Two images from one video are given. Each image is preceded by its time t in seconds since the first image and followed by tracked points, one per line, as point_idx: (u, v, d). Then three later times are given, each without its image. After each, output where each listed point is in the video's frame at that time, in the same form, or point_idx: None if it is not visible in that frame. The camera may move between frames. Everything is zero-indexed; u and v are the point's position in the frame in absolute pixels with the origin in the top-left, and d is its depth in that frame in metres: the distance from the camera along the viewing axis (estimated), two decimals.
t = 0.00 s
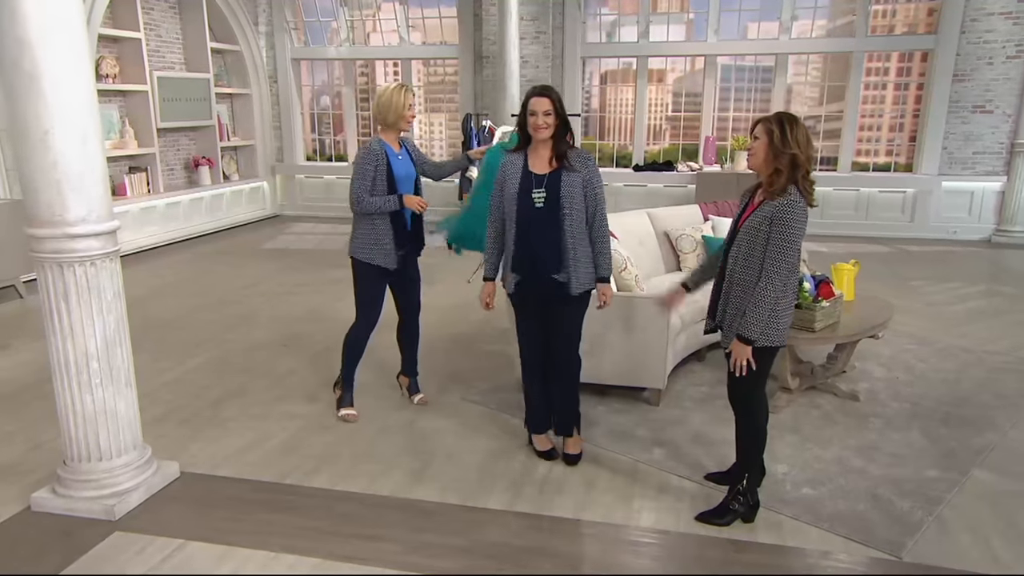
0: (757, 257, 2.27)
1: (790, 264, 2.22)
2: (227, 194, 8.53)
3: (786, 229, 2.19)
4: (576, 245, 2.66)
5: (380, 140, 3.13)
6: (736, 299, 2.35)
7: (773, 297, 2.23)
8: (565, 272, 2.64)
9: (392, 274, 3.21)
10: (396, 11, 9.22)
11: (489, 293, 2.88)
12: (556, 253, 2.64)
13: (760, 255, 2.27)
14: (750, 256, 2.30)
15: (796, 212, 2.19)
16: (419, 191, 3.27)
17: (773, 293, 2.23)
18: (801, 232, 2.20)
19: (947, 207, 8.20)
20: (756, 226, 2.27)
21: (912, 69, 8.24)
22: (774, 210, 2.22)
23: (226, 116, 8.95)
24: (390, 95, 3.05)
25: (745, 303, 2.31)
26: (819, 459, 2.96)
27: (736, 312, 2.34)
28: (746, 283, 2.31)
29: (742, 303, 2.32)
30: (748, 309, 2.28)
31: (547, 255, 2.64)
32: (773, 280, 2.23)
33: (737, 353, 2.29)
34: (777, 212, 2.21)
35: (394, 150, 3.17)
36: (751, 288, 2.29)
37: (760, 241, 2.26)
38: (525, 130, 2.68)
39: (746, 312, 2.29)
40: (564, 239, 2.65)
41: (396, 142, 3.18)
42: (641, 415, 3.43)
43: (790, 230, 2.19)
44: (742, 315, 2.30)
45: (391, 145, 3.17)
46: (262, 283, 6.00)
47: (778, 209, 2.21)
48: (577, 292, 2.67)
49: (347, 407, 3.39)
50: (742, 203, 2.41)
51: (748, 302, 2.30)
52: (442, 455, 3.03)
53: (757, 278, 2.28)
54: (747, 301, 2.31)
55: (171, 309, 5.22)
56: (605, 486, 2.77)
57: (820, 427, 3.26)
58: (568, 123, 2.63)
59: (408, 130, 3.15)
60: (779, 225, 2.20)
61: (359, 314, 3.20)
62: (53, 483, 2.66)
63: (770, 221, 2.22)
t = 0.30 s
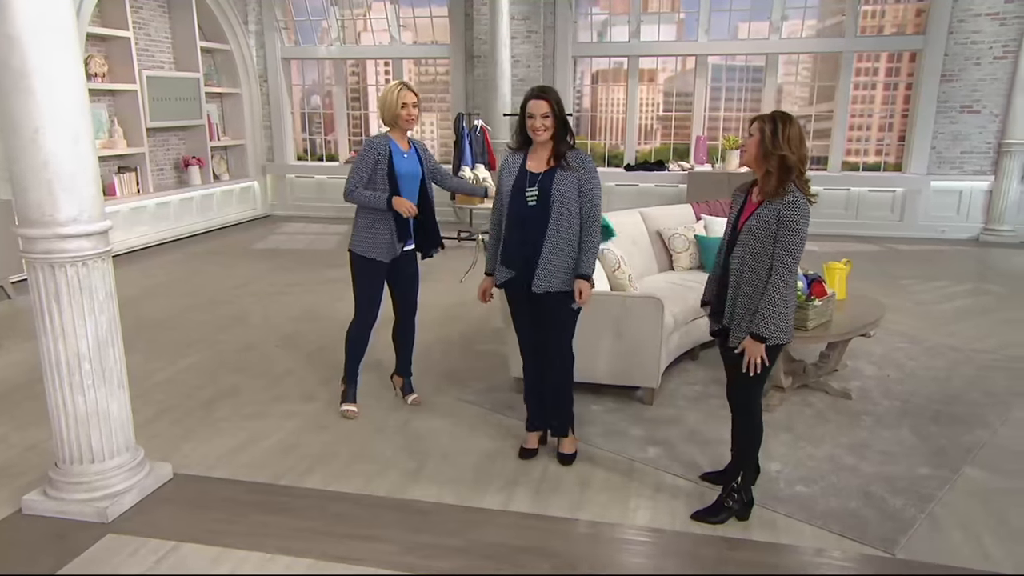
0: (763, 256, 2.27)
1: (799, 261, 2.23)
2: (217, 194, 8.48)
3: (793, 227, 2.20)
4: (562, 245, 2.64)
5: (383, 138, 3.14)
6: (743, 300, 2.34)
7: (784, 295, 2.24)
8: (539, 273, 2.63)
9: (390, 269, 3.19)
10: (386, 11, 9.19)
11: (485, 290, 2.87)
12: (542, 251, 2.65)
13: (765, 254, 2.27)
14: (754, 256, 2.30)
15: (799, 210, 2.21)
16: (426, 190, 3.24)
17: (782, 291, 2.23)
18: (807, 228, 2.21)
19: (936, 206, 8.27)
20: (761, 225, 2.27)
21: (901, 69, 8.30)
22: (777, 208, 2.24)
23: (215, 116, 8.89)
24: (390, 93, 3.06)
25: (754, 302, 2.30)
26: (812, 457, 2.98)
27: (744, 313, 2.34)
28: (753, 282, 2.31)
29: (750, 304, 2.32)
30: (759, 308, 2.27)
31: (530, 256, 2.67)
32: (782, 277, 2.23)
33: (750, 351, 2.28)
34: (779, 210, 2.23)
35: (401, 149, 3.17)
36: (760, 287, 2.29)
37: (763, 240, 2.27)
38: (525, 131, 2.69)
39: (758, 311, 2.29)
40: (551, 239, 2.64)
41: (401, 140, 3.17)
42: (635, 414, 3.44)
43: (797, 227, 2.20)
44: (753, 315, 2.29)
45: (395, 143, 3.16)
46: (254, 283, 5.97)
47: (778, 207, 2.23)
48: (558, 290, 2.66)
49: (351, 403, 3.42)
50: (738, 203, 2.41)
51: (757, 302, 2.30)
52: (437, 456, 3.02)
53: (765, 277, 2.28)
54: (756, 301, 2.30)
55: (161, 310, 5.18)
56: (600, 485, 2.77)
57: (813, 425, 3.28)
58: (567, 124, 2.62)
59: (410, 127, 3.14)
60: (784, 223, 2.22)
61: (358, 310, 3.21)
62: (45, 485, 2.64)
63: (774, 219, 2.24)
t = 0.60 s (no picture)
0: (776, 254, 2.26)
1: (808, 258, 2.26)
2: (206, 194, 8.42)
3: (805, 226, 2.22)
4: (554, 251, 2.64)
5: (374, 138, 3.14)
6: (753, 301, 2.31)
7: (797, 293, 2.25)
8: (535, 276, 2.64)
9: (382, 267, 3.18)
10: (375, 10, 9.17)
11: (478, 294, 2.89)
12: (534, 257, 2.65)
13: (777, 251, 2.26)
14: (765, 255, 2.28)
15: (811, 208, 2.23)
16: (419, 190, 3.22)
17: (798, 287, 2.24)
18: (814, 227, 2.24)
19: (922, 206, 8.35)
20: (770, 224, 2.26)
21: (887, 70, 8.36)
22: (787, 207, 2.24)
23: (203, 116, 8.82)
24: (380, 92, 3.06)
25: (767, 302, 2.28)
26: (803, 455, 3.00)
27: (757, 313, 2.30)
28: (765, 281, 2.29)
29: (763, 304, 2.29)
30: (774, 308, 2.26)
31: (521, 260, 2.66)
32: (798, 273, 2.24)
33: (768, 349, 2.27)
34: (790, 206, 2.23)
35: (392, 149, 3.16)
36: (772, 285, 2.28)
37: (775, 237, 2.25)
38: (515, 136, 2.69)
39: (775, 310, 2.27)
40: (543, 244, 2.64)
41: (393, 140, 3.16)
42: (627, 413, 3.45)
43: (808, 226, 2.22)
44: (771, 315, 2.27)
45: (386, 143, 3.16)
46: (243, 283, 5.93)
47: (789, 204, 2.24)
48: (550, 295, 2.65)
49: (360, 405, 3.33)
50: (735, 202, 2.38)
51: (772, 300, 2.27)
52: (429, 456, 3.02)
53: (779, 275, 2.27)
54: (769, 300, 2.28)
55: (150, 310, 5.14)
56: (593, 484, 2.77)
57: (803, 423, 3.30)
58: (556, 128, 2.63)
59: (402, 127, 3.13)
60: (797, 220, 2.22)
61: (353, 310, 3.19)
62: (33, 488, 2.61)
63: (786, 216, 2.23)
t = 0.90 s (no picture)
0: (781, 254, 2.30)
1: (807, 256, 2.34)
2: (194, 195, 8.37)
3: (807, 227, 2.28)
4: (548, 251, 2.67)
5: (351, 140, 3.12)
6: (760, 302, 2.32)
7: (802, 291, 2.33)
8: (533, 275, 2.66)
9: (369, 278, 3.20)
10: (364, 11, 9.16)
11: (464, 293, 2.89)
12: (529, 257, 2.67)
13: (781, 252, 2.30)
14: (769, 256, 2.30)
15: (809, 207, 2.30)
16: (399, 190, 3.22)
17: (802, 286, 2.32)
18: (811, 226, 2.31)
19: (907, 205, 8.46)
20: (775, 227, 2.29)
21: (872, 71, 8.45)
22: (790, 209, 2.28)
23: (191, 116, 8.78)
24: (357, 93, 3.03)
25: (778, 302, 2.32)
26: (793, 453, 3.04)
27: (767, 315, 2.31)
28: (772, 281, 2.31)
29: (772, 305, 2.31)
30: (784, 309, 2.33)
31: (515, 259, 2.67)
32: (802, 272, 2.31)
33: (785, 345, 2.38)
34: (793, 208, 2.28)
35: (369, 151, 3.15)
36: (779, 286, 2.32)
37: (780, 239, 2.29)
38: (505, 137, 2.69)
39: (785, 309, 2.33)
40: (537, 244, 2.66)
41: (371, 141, 3.15)
42: (618, 412, 3.47)
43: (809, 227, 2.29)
44: (781, 315, 2.32)
45: (364, 144, 3.14)
46: (232, 284, 5.91)
47: (791, 204, 2.28)
48: (543, 295, 2.67)
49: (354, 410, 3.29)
50: (731, 204, 2.37)
51: (780, 300, 2.32)
52: (422, 457, 3.03)
53: (784, 274, 2.32)
54: (778, 300, 2.32)
55: (139, 312, 5.12)
56: (585, 483, 2.80)
57: (792, 421, 3.34)
58: (546, 130, 2.65)
59: (380, 127, 3.12)
60: (799, 221, 2.27)
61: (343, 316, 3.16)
62: (23, 491, 2.60)
63: (790, 217, 2.27)
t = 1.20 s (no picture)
0: (771, 255, 2.35)
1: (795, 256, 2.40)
2: (182, 195, 8.35)
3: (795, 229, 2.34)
4: (543, 252, 2.72)
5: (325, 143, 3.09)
6: (749, 301, 2.36)
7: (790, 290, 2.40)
8: (529, 274, 2.71)
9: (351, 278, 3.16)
10: (352, 12, 9.17)
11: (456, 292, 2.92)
12: (525, 257, 2.72)
13: (770, 253, 2.35)
14: (759, 257, 2.35)
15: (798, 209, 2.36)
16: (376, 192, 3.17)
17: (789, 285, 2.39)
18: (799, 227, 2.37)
19: (888, 205, 8.59)
20: (764, 228, 2.34)
21: (854, 73, 8.58)
22: (779, 211, 2.33)
23: (179, 117, 8.75)
24: (332, 94, 2.99)
25: (767, 302, 2.37)
26: (779, 449, 3.11)
27: (756, 314, 2.36)
28: (761, 281, 2.36)
29: (761, 304, 2.36)
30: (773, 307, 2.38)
31: (508, 259, 2.71)
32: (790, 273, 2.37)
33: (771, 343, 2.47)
34: (781, 209, 2.33)
35: (343, 154, 3.10)
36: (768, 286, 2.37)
37: (770, 239, 2.34)
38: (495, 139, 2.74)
39: (775, 309, 2.38)
40: (533, 245, 2.72)
41: (344, 144, 3.10)
42: (607, 410, 3.53)
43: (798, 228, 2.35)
44: (771, 314, 2.37)
45: (338, 146, 3.10)
46: (221, 285, 5.92)
47: (781, 206, 2.33)
48: (540, 294, 2.73)
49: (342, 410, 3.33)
50: (722, 204, 2.43)
51: (770, 300, 2.37)
52: (415, 456, 3.07)
53: (773, 275, 2.38)
54: (767, 300, 2.37)
55: (128, 313, 5.12)
56: (575, 481, 2.85)
57: (778, 419, 3.41)
58: (535, 131, 2.69)
59: (353, 129, 3.08)
60: (787, 222, 2.33)
61: (325, 321, 3.14)
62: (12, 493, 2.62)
63: (780, 218, 2.33)
